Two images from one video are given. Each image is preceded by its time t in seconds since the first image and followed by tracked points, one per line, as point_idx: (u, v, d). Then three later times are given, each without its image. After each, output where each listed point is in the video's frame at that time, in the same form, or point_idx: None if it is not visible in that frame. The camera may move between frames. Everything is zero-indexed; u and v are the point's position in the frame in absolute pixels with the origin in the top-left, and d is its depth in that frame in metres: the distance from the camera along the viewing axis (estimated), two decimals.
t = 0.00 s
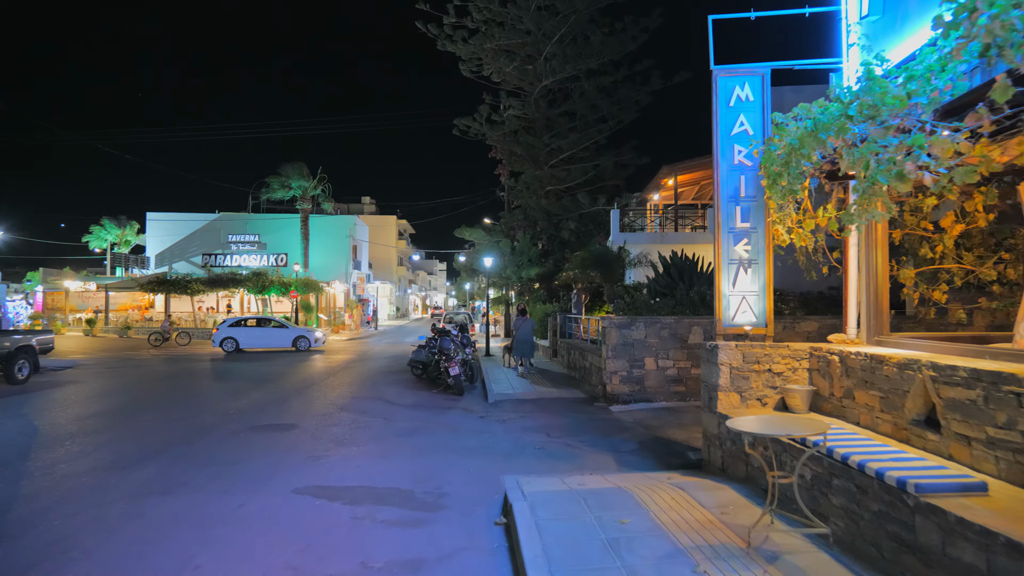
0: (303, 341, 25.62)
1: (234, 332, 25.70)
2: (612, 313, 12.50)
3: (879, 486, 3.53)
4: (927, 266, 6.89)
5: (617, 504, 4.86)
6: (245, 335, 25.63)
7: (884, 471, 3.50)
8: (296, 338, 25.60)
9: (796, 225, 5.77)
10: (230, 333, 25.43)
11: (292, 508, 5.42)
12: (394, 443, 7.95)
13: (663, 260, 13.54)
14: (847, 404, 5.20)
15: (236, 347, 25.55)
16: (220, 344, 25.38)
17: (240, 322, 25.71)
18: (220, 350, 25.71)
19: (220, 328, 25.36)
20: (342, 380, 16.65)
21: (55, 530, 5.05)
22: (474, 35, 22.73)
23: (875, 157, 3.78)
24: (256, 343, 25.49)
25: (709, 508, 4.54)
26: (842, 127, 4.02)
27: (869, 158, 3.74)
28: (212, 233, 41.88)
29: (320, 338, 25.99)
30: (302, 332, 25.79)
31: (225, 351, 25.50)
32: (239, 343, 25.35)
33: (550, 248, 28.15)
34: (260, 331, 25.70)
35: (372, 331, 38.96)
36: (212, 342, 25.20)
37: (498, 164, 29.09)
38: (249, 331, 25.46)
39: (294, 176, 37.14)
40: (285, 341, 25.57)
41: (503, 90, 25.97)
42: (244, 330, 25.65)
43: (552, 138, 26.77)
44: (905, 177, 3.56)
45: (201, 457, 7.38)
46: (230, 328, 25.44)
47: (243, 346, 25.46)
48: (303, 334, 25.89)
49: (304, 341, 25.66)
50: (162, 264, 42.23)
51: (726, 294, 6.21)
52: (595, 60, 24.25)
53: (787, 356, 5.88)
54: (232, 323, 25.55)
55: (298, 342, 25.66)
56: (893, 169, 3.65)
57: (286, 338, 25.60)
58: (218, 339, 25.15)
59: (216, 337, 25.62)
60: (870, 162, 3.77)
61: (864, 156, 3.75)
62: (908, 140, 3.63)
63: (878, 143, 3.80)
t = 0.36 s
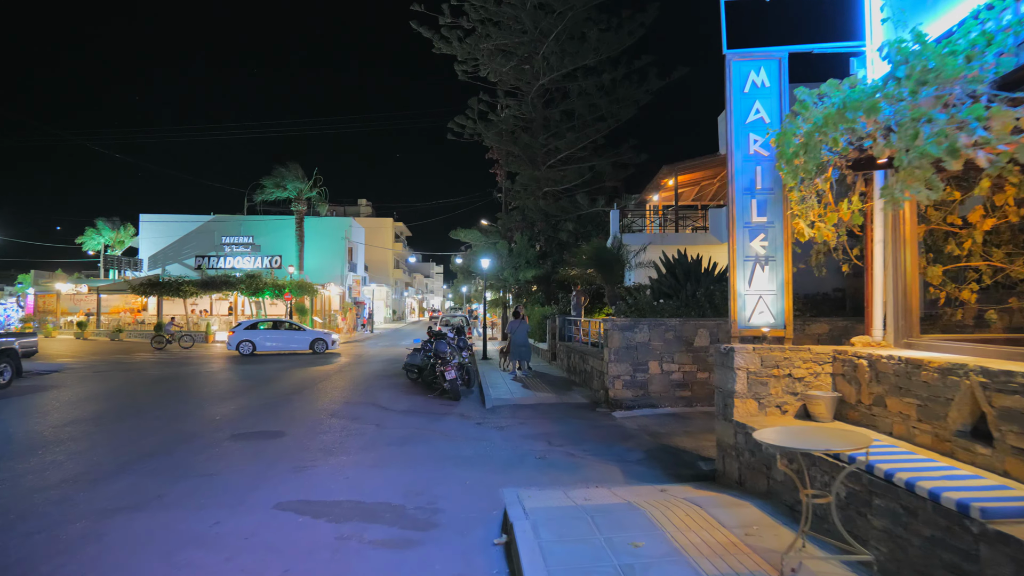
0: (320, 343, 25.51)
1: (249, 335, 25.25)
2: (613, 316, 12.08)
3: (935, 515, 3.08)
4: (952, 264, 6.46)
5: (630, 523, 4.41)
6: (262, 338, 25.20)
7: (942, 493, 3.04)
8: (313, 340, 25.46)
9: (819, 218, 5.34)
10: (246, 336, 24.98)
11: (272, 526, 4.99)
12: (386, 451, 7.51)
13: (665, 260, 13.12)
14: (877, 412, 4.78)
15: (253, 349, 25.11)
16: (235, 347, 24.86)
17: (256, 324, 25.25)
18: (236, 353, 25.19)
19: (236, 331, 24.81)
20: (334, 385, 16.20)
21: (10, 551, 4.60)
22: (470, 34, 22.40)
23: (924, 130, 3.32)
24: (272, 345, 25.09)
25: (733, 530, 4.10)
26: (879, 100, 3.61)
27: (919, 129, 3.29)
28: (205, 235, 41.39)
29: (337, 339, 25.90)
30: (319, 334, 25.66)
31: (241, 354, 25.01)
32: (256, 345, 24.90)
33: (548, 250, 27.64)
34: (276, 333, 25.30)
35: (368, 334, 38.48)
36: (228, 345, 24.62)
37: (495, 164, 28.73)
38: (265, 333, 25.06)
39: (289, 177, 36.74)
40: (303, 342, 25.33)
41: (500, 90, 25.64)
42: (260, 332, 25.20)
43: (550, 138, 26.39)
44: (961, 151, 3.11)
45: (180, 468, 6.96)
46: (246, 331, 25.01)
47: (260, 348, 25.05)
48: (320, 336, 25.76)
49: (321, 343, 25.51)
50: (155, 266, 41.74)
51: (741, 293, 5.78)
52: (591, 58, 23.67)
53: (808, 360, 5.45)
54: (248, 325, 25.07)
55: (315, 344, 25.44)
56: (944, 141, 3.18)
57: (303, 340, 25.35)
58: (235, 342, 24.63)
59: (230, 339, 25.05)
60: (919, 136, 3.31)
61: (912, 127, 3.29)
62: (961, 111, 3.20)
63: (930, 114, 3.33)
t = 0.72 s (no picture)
0: (339, 345, 25.44)
1: (268, 337, 24.74)
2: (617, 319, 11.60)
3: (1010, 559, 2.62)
4: (985, 266, 6.02)
5: (646, 553, 3.95)
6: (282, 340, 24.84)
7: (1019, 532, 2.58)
8: (333, 342, 25.47)
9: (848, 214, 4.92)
10: (266, 338, 24.48)
11: (250, 553, 4.55)
12: (379, 465, 7.06)
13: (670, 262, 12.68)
14: (916, 430, 4.34)
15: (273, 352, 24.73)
16: (254, 348, 24.29)
17: (276, 327, 24.88)
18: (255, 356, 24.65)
19: (256, 334, 24.33)
20: (328, 389, 15.73)
21: None
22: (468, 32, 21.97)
23: (991, 110, 2.92)
24: (292, 346, 24.77)
25: (765, 566, 3.65)
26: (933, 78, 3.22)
27: (983, 109, 2.90)
28: (201, 236, 40.88)
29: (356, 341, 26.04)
30: (338, 337, 25.69)
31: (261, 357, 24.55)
32: (277, 348, 24.50)
33: (548, 251, 27.10)
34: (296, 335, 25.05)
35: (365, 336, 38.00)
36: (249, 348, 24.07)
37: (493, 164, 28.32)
38: (286, 335, 24.68)
39: (286, 178, 36.28)
40: (322, 344, 25.24)
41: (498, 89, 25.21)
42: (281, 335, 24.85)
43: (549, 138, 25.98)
44: None
45: (157, 484, 6.49)
46: (266, 333, 24.52)
47: (280, 351, 24.68)
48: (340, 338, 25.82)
49: (341, 344, 25.57)
50: (150, 268, 41.23)
51: (762, 297, 5.36)
52: (592, 57, 23.25)
53: (836, 370, 5.01)
54: (268, 327, 24.65)
55: (336, 346, 25.41)
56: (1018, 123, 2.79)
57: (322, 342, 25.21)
58: (256, 344, 24.15)
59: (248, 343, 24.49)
60: (986, 116, 2.92)
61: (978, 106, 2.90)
62: None
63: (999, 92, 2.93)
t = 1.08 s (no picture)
0: (358, 345, 25.88)
1: (292, 337, 24.30)
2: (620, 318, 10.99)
3: None
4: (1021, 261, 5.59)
5: None
6: (303, 340, 24.61)
7: None
8: (353, 343, 25.75)
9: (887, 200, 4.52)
10: (290, 338, 24.08)
11: None
12: (372, 473, 6.60)
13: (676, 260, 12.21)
14: (966, 440, 3.88)
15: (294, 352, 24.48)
16: (278, 348, 23.83)
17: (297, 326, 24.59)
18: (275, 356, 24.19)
19: (279, 333, 23.95)
20: (324, 391, 15.28)
21: None
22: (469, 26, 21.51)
23: None
24: (314, 347, 24.64)
25: None
26: None
27: None
28: (198, 235, 40.44)
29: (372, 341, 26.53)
30: (357, 337, 25.98)
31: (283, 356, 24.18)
32: (301, 347, 24.30)
33: (549, 250, 26.67)
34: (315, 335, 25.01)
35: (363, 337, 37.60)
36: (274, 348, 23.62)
37: (494, 162, 27.91)
38: (309, 335, 24.45)
39: (285, 177, 35.89)
40: (341, 344, 25.40)
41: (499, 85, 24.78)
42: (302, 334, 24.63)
43: (550, 135, 25.57)
44: None
45: (131, 494, 6.02)
46: (290, 333, 24.12)
47: (303, 350, 24.52)
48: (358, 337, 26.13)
49: (359, 344, 25.97)
50: (146, 268, 40.83)
51: (787, 293, 4.90)
52: (594, 52, 22.78)
53: (870, 373, 4.56)
54: (289, 327, 24.33)
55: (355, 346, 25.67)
56: None
57: (341, 342, 25.47)
58: (281, 345, 23.78)
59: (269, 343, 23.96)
60: None
61: None
62: None
63: None
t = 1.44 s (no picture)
0: (377, 345, 25.98)
1: (314, 337, 24.40)
2: (632, 321, 10.66)
3: None
4: None
5: None
6: (325, 340, 24.68)
7: None
8: (371, 343, 25.85)
9: (939, 190, 4.14)
10: (313, 338, 24.17)
11: None
12: (369, 486, 6.18)
13: (687, 259, 11.79)
14: None
15: (317, 352, 24.54)
16: (302, 348, 23.88)
17: (319, 327, 24.65)
18: (297, 357, 24.19)
19: (302, 333, 24.01)
20: (323, 394, 14.87)
21: None
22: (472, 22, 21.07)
23: None
24: (338, 347, 24.77)
25: None
26: None
27: None
28: (198, 235, 40.07)
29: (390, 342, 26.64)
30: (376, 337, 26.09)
31: (305, 357, 24.21)
32: (323, 347, 24.36)
33: (552, 250, 26.25)
34: (337, 335, 25.10)
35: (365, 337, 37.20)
36: (297, 348, 23.64)
37: (497, 161, 27.51)
38: (333, 335, 24.55)
39: (285, 176, 35.48)
40: (360, 344, 25.50)
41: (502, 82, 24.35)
42: (325, 335, 24.72)
43: (554, 134, 25.12)
44: None
45: (112, 509, 5.63)
46: (313, 333, 24.23)
47: (326, 351, 24.59)
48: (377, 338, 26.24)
49: (379, 345, 26.09)
50: (146, 268, 40.50)
51: (823, 295, 4.47)
52: (599, 51, 22.17)
53: (919, 383, 4.14)
54: (312, 327, 24.41)
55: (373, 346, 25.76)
56: None
57: (360, 342, 25.56)
58: (304, 345, 23.82)
59: (292, 343, 23.99)
60: None
61: None
62: None
63: None
